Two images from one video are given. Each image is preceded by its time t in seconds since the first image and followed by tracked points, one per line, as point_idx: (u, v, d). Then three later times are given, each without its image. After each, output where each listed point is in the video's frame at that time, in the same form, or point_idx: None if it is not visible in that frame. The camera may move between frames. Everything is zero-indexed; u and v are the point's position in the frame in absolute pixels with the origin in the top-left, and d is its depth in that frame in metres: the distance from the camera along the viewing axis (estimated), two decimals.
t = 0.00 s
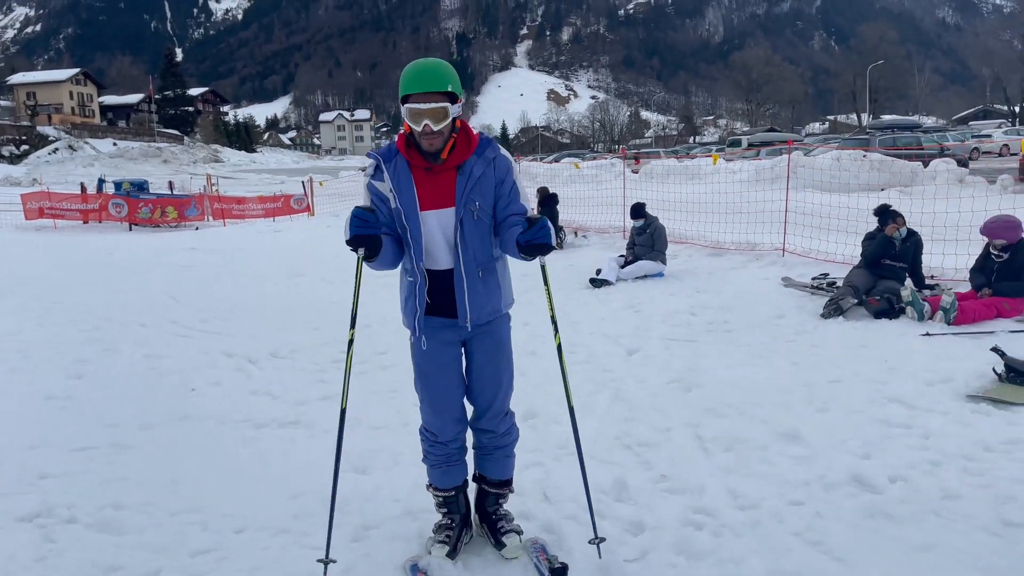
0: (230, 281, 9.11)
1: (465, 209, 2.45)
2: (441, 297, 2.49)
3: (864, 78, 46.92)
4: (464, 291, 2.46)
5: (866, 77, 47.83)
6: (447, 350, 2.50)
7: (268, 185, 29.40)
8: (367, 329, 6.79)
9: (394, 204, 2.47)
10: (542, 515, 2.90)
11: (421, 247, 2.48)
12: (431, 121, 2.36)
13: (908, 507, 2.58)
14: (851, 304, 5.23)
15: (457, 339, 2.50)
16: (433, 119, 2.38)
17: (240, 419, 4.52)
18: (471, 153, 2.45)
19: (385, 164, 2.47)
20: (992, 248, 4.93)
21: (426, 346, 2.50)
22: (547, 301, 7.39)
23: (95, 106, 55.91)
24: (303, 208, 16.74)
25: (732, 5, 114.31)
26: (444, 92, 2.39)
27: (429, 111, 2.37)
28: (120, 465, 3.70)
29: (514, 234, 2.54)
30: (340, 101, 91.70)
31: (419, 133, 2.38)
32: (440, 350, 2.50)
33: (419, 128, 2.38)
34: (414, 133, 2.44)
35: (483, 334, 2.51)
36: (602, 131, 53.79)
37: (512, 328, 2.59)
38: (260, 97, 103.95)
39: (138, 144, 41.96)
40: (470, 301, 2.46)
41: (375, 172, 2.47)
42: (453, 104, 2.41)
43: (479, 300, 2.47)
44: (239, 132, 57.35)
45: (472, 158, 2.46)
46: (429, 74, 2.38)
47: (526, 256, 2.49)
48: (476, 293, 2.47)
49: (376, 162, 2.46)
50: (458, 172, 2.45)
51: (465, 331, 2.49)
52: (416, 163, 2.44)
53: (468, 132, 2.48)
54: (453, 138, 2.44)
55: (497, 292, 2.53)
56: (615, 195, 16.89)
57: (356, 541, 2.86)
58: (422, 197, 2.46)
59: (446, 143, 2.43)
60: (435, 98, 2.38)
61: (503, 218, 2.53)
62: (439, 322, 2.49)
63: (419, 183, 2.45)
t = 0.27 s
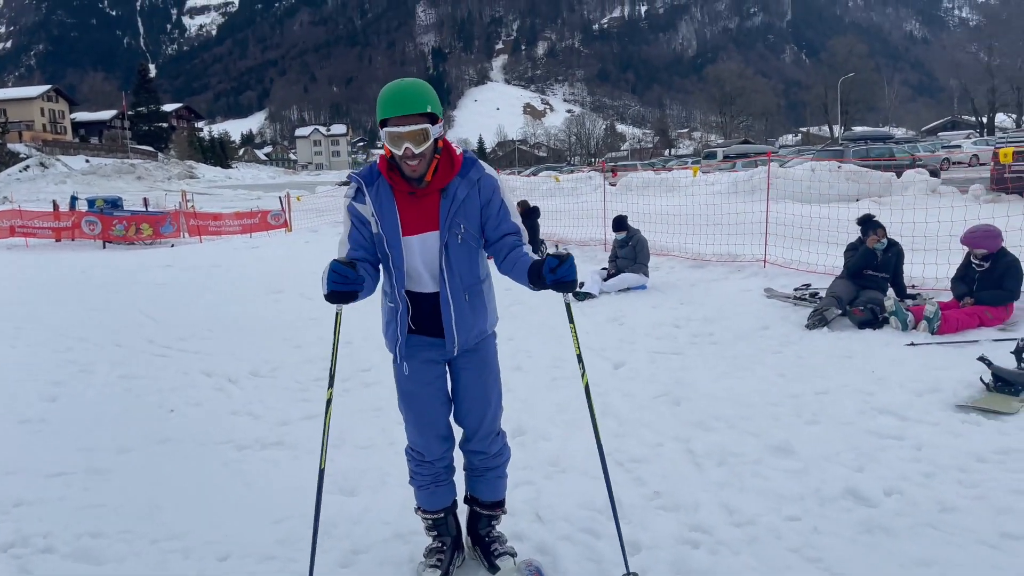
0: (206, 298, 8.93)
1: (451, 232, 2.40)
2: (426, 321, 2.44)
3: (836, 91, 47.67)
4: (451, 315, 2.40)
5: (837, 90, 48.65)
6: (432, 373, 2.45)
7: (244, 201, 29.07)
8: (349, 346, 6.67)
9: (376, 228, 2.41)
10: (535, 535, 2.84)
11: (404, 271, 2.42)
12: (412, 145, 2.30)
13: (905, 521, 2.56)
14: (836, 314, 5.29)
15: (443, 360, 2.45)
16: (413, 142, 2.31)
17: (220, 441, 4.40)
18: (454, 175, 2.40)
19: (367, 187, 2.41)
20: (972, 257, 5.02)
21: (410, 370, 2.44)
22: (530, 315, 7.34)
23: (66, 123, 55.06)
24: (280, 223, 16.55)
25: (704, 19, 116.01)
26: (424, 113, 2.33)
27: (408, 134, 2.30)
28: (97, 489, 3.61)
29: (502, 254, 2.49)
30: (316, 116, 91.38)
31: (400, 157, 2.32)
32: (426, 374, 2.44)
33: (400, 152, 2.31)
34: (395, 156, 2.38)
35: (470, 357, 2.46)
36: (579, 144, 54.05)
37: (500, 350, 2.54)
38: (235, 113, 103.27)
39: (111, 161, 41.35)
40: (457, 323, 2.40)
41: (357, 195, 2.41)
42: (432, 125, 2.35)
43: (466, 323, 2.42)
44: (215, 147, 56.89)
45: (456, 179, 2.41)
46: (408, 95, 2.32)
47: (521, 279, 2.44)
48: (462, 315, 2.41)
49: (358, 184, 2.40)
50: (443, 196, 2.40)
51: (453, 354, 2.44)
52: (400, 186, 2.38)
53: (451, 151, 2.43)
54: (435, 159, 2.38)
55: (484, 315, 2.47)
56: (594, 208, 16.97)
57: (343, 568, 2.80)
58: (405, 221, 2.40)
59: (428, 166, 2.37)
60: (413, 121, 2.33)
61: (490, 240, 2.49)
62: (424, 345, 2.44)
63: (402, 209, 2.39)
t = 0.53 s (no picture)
0: (183, 310, 8.74)
1: (452, 254, 2.34)
2: (425, 341, 2.35)
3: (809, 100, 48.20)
4: (451, 335, 2.34)
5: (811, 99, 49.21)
6: (428, 391, 2.38)
7: (220, 211, 28.67)
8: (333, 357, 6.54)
9: (373, 252, 2.32)
10: (533, 551, 2.77)
11: (401, 295, 2.34)
12: (413, 172, 2.25)
13: (906, 530, 2.55)
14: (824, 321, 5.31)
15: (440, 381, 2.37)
16: (414, 170, 2.26)
17: (202, 457, 4.28)
18: (454, 197, 2.34)
19: (364, 210, 2.31)
20: (957, 263, 5.07)
21: (406, 394, 2.36)
22: (516, 324, 7.26)
23: (37, 133, 54.05)
24: (258, 233, 16.36)
25: (679, 28, 117.24)
26: (426, 141, 2.27)
27: (411, 161, 2.25)
28: (76, 512, 3.53)
29: (499, 276, 2.45)
30: (292, 126, 90.69)
31: (401, 184, 2.26)
32: (424, 393, 2.37)
33: (402, 180, 2.25)
34: (394, 180, 2.31)
35: (469, 376, 2.39)
36: (556, 153, 54.12)
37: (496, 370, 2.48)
38: (210, 122, 102.17)
39: (83, 171, 40.64)
40: (460, 342, 2.34)
41: (353, 218, 2.30)
42: (434, 151, 2.29)
43: (469, 342, 2.35)
44: (189, 157, 56.24)
45: (455, 202, 2.35)
46: (411, 121, 2.24)
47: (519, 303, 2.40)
48: (464, 334, 2.35)
49: (354, 208, 2.30)
50: (442, 218, 2.34)
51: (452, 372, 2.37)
52: (399, 212, 2.31)
53: (451, 172, 2.37)
54: (435, 184, 2.32)
55: (482, 335, 2.41)
56: (576, 216, 16.96)
57: None
58: (405, 245, 2.33)
59: (429, 190, 2.31)
60: (415, 148, 2.26)
61: (488, 260, 2.44)
62: (421, 364, 2.36)
63: (401, 233, 2.32)
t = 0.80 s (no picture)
0: (166, 315, 8.57)
1: (457, 247, 2.27)
2: (430, 344, 2.29)
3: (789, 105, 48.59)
4: (457, 334, 2.27)
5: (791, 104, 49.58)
6: (433, 397, 2.32)
7: (198, 215, 28.20)
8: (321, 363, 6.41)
9: (374, 245, 2.25)
10: (537, 563, 2.71)
11: (405, 295, 2.27)
12: (415, 156, 2.20)
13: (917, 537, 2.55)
14: (817, 325, 5.32)
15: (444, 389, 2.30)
16: (417, 153, 2.21)
17: (191, 466, 4.18)
18: (458, 186, 2.28)
19: (365, 202, 2.25)
20: (948, 266, 5.15)
21: (409, 398, 2.29)
22: (506, 329, 7.17)
23: (12, 135, 53.08)
24: (239, 237, 16.22)
25: (659, 33, 117.78)
26: (429, 124, 2.22)
27: (413, 143, 2.20)
28: (62, 524, 3.43)
29: (507, 271, 2.38)
30: (272, 129, 89.85)
31: (403, 168, 2.20)
32: (428, 401, 2.30)
33: (404, 164, 2.19)
34: (395, 167, 2.26)
35: (474, 379, 2.32)
36: (537, 157, 53.99)
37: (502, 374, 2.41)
38: (188, 125, 100.99)
39: (58, 175, 39.89)
40: (467, 342, 2.27)
41: (354, 210, 2.24)
42: (437, 135, 2.24)
43: (475, 342, 2.29)
44: (168, 160, 55.73)
45: (460, 191, 2.28)
46: (412, 105, 2.20)
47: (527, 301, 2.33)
48: (473, 332, 2.29)
49: (355, 198, 2.24)
50: (446, 209, 2.27)
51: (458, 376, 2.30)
52: (400, 202, 2.25)
53: (455, 161, 2.32)
54: (439, 171, 2.27)
55: (488, 336, 2.34)
56: (561, 220, 16.92)
57: None
58: (407, 238, 2.27)
59: (432, 177, 2.26)
60: (417, 131, 2.21)
61: (495, 256, 2.37)
62: (423, 368, 2.29)
63: (403, 224, 2.26)
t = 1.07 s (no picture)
0: (154, 320, 8.40)
1: (463, 233, 2.23)
2: (436, 338, 2.23)
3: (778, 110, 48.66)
4: (462, 329, 2.21)
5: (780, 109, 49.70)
6: (438, 405, 2.23)
7: (187, 218, 27.89)
8: (312, 370, 6.25)
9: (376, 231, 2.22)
10: None
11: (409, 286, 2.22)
12: (418, 128, 2.16)
13: (933, 556, 2.50)
14: (816, 332, 5.29)
15: (449, 393, 2.21)
16: (420, 125, 2.17)
17: (180, 478, 4.05)
18: (463, 170, 2.25)
19: (364, 187, 2.22)
20: (949, 273, 5.16)
21: (412, 399, 2.21)
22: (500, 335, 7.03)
23: None
24: (228, 241, 15.93)
25: (649, 39, 118.22)
26: (430, 94, 2.20)
27: (415, 115, 2.17)
28: (47, 539, 3.31)
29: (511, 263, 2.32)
30: (261, 132, 89.30)
31: (404, 143, 2.16)
32: (435, 404, 2.21)
33: (405, 137, 2.16)
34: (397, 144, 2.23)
35: (481, 381, 2.24)
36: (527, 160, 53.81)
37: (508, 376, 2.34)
38: (177, 128, 100.27)
39: (45, 177, 39.46)
40: (470, 341, 2.21)
41: (353, 198, 2.22)
42: (440, 108, 2.22)
43: (480, 339, 2.22)
44: (156, 163, 55.36)
45: (465, 175, 2.25)
46: (415, 80, 2.19)
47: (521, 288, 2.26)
48: (476, 330, 2.23)
49: (354, 184, 2.20)
50: (450, 193, 2.23)
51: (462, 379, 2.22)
52: (400, 183, 2.21)
53: (458, 146, 2.28)
54: (442, 151, 2.23)
55: (493, 334, 2.28)
56: (553, 224, 16.81)
57: None
58: (408, 226, 2.22)
59: (435, 156, 2.21)
60: (417, 101, 2.19)
61: (502, 242, 2.34)
62: (427, 374, 2.22)
63: (401, 204, 2.22)
